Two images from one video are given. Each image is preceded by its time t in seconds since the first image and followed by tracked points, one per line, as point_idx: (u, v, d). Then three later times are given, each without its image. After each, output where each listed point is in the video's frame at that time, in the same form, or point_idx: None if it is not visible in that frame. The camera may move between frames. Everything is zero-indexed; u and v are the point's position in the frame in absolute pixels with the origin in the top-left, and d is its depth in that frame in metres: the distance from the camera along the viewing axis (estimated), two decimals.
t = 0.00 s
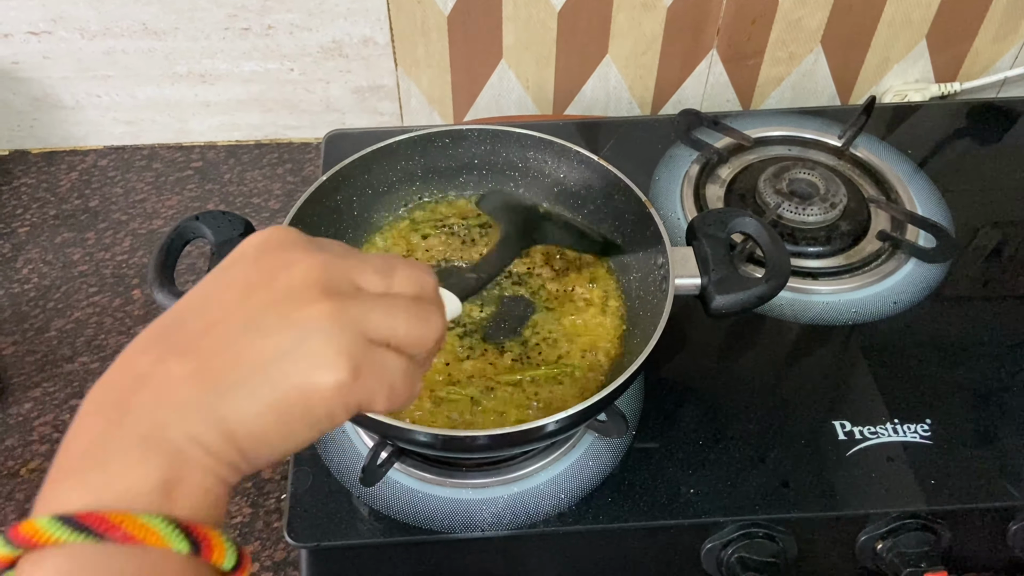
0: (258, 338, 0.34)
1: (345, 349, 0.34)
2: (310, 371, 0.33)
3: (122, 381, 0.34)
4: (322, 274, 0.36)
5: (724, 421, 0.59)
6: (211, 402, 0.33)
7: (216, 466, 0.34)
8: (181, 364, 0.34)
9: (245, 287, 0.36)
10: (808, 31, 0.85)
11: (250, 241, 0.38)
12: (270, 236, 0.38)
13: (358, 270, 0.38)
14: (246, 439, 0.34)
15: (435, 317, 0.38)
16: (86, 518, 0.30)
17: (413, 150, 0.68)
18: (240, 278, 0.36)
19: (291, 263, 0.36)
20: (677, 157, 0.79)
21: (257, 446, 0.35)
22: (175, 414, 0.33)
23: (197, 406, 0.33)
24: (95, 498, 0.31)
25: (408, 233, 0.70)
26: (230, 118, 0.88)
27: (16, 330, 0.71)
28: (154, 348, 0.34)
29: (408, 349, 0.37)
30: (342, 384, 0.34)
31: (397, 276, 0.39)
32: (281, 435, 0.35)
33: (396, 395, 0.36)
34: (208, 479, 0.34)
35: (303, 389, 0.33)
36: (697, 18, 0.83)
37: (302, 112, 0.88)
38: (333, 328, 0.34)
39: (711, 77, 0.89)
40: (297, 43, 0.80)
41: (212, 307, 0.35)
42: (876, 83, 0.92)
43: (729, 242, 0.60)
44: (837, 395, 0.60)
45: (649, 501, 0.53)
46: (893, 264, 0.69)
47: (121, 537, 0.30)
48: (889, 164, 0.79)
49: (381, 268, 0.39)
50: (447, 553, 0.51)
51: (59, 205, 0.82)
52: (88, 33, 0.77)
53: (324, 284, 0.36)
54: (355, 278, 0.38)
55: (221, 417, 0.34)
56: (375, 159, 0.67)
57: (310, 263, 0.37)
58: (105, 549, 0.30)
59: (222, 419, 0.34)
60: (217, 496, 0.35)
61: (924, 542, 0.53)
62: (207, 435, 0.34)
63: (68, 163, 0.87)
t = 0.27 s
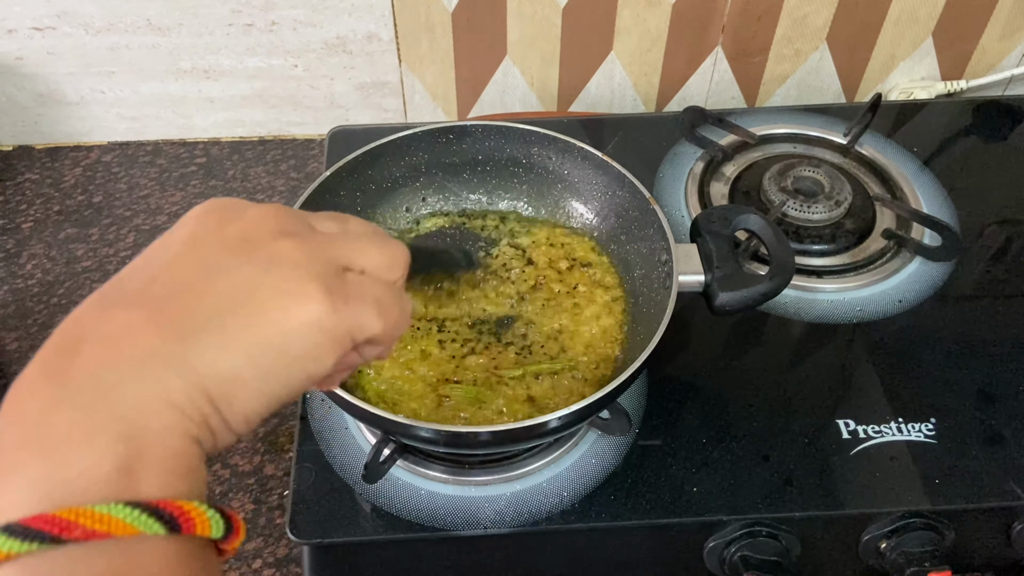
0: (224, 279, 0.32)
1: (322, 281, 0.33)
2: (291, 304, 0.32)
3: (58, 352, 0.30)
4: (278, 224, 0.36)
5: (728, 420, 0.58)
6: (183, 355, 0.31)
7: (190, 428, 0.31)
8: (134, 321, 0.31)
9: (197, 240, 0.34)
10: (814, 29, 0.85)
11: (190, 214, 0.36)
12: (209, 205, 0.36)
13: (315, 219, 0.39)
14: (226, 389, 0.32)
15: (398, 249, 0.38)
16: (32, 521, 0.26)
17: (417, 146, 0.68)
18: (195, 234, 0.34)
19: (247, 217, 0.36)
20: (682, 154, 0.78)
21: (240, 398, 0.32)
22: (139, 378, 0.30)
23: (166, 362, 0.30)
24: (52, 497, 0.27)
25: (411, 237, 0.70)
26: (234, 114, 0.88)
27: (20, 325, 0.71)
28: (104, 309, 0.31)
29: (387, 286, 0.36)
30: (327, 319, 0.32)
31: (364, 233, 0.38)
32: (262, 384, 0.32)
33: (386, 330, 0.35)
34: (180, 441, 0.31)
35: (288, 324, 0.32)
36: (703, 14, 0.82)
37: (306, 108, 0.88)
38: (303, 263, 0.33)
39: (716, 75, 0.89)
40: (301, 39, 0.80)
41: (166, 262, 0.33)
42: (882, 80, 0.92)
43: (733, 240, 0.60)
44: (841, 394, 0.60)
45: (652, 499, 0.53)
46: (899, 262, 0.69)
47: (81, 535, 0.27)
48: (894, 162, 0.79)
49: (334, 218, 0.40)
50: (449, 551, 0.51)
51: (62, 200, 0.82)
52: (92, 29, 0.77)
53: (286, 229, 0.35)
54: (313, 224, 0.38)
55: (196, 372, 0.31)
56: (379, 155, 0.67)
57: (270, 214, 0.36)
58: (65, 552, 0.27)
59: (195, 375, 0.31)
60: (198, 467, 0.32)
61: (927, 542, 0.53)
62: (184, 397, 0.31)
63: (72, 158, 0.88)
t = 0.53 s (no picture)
0: (130, 271, 0.25)
1: (261, 274, 0.25)
2: (223, 303, 0.24)
3: None
4: (230, 203, 0.28)
5: (734, 418, 0.58)
6: (79, 375, 0.24)
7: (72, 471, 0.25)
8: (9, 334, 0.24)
9: (112, 225, 0.26)
10: (822, 25, 0.84)
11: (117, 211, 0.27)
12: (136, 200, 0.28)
13: (279, 204, 0.29)
14: (130, 423, 0.25)
15: (408, 238, 0.30)
16: None
17: (422, 142, 0.68)
18: (110, 224, 0.26)
19: (187, 193, 0.28)
20: (688, 152, 0.78)
21: (156, 429, 0.25)
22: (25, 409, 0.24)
23: (46, 388, 0.24)
24: None
25: (417, 236, 0.70)
26: (239, 110, 0.88)
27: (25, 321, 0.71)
28: None
29: (370, 280, 0.28)
30: (265, 324, 0.25)
31: (348, 224, 0.29)
32: (181, 418, 0.25)
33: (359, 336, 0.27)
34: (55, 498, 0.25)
35: (216, 331, 0.24)
36: (710, 11, 0.82)
37: (311, 104, 0.88)
38: (241, 248, 0.25)
39: (723, 71, 0.88)
40: (306, 35, 0.79)
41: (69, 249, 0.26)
42: (890, 78, 0.91)
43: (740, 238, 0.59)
44: (848, 393, 0.60)
45: (658, 498, 0.53)
46: (906, 261, 0.68)
47: None
48: (903, 160, 0.78)
49: (315, 214, 0.29)
50: (453, 549, 0.51)
51: (68, 196, 0.83)
52: (98, 24, 0.77)
53: (236, 206, 0.28)
54: (281, 208, 0.29)
55: (93, 398, 0.24)
56: (383, 151, 0.66)
57: (218, 191, 0.28)
58: None
59: (92, 401, 0.24)
60: (101, 544, 0.27)
61: (933, 543, 0.53)
62: (77, 434, 0.25)
63: (77, 154, 0.88)
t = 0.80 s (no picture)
0: (233, 256, 0.30)
1: (350, 268, 0.31)
2: (316, 292, 0.30)
3: (36, 329, 0.28)
4: (307, 189, 0.35)
5: (743, 423, 0.56)
6: (181, 348, 0.28)
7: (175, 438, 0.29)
8: (138, 297, 0.29)
9: (207, 204, 0.34)
10: (835, 19, 0.82)
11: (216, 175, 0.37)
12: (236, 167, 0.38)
13: (360, 187, 0.38)
14: (222, 403, 0.29)
15: (476, 231, 0.39)
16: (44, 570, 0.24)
17: (424, 139, 0.66)
18: (207, 195, 0.34)
19: (269, 177, 0.36)
20: (697, 148, 0.76)
21: (253, 394, 0.30)
22: (139, 363, 0.28)
23: (136, 366, 0.28)
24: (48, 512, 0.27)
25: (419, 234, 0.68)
26: (239, 105, 0.86)
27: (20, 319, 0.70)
28: (95, 291, 0.29)
29: (436, 265, 0.34)
30: (347, 314, 0.30)
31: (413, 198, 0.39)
32: (264, 398, 0.30)
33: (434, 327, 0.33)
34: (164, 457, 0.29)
35: (308, 315, 0.29)
36: (720, 4, 0.80)
37: (313, 99, 0.86)
38: (326, 240, 0.31)
39: (733, 66, 0.86)
40: (308, 28, 0.78)
41: (173, 229, 0.32)
42: (904, 73, 0.89)
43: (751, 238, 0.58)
44: (862, 398, 0.58)
45: (664, 506, 0.51)
46: (922, 262, 0.66)
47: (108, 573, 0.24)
48: (918, 158, 0.76)
49: (388, 193, 0.39)
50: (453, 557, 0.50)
51: (66, 191, 0.81)
52: (95, 17, 0.75)
53: (314, 195, 0.35)
54: (358, 193, 0.37)
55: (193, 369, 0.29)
56: (384, 148, 0.65)
57: (296, 175, 0.36)
58: None
59: (193, 371, 0.28)
60: (160, 511, 0.30)
61: (949, 553, 0.51)
62: (178, 405, 0.29)
63: (76, 148, 0.86)
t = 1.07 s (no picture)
0: (319, 240, 0.30)
1: (427, 253, 0.30)
2: (397, 276, 0.30)
3: (127, 310, 0.30)
4: (386, 179, 0.34)
5: (755, 429, 0.55)
6: (270, 323, 0.29)
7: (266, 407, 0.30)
8: (227, 272, 0.30)
9: (300, 188, 0.33)
10: (851, 15, 0.81)
11: (300, 162, 0.35)
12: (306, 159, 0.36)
13: (430, 182, 0.36)
14: (308, 369, 0.30)
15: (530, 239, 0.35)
16: (70, 518, 0.25)
17: (431, 136, 0.65)
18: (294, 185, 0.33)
19: (353, 168, 0.35)
20: (709, 146, 0.75)
21: (340, 369, 0.31)
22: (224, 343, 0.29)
23: (244, 327, 0.29)
24: (107, 491, 0.27)
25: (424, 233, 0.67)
26: (244, 101, 0.85)
27: (22, 317, 0.69)
28: (193, 273, 0.30)
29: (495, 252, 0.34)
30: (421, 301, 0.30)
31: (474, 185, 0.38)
32: (348, 372, 0.31)
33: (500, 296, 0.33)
34: (254, 427, 0.30)
35: (391, 295, 0.29)
36: None
37: (318, 95, 0.85)
38: (401, 226, 0.31)
39: (746, 62, 0.85)
40: (313, 23, 0.77)
41: (254, 221, 0.32)
42: (920, 70, 0.87)
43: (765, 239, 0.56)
44: (877, 403, 0.56)
45: (675, 514, 0.50)
46: (939, 264, 0.65)
47: (127, 539, 0.25)
48: (935, 157, 0.74)
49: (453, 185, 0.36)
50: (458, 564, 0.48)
51: (69, 187, 0.81)
52: (99, 11, 0.75)
53: (392, 185, 0.34)
54: (426, 188, 0.35)
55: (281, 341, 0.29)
56: (391, 145, 0.63)
57: (377, 166, 0.35)
58: (110, 551, 0.26)
59: (280, 343, 0.29)
60: (275, 468, 0.31)
61: (965, 562, 0.50)
62: (278, 367, 0.30)
63: (80, 144, 0.86)
